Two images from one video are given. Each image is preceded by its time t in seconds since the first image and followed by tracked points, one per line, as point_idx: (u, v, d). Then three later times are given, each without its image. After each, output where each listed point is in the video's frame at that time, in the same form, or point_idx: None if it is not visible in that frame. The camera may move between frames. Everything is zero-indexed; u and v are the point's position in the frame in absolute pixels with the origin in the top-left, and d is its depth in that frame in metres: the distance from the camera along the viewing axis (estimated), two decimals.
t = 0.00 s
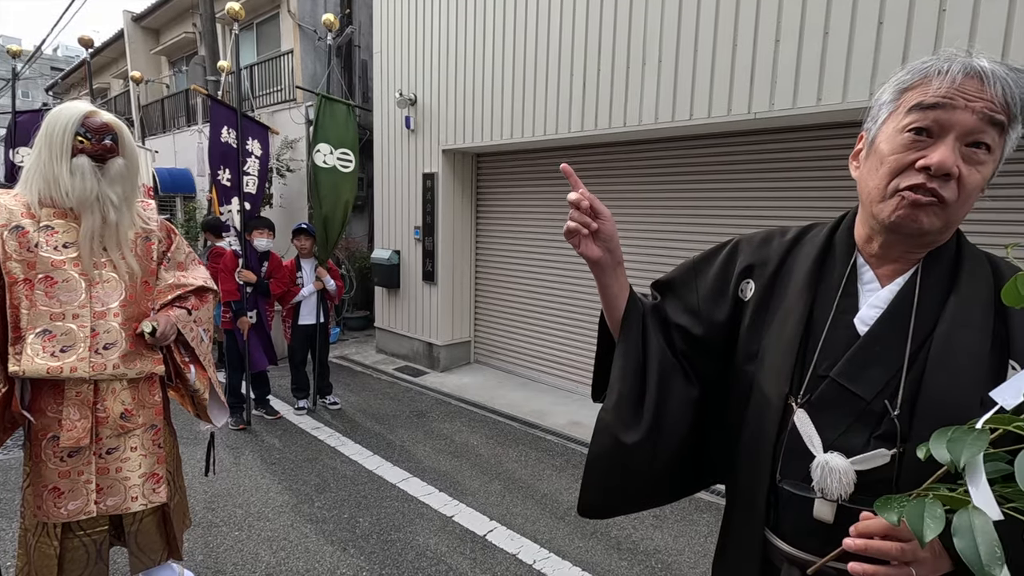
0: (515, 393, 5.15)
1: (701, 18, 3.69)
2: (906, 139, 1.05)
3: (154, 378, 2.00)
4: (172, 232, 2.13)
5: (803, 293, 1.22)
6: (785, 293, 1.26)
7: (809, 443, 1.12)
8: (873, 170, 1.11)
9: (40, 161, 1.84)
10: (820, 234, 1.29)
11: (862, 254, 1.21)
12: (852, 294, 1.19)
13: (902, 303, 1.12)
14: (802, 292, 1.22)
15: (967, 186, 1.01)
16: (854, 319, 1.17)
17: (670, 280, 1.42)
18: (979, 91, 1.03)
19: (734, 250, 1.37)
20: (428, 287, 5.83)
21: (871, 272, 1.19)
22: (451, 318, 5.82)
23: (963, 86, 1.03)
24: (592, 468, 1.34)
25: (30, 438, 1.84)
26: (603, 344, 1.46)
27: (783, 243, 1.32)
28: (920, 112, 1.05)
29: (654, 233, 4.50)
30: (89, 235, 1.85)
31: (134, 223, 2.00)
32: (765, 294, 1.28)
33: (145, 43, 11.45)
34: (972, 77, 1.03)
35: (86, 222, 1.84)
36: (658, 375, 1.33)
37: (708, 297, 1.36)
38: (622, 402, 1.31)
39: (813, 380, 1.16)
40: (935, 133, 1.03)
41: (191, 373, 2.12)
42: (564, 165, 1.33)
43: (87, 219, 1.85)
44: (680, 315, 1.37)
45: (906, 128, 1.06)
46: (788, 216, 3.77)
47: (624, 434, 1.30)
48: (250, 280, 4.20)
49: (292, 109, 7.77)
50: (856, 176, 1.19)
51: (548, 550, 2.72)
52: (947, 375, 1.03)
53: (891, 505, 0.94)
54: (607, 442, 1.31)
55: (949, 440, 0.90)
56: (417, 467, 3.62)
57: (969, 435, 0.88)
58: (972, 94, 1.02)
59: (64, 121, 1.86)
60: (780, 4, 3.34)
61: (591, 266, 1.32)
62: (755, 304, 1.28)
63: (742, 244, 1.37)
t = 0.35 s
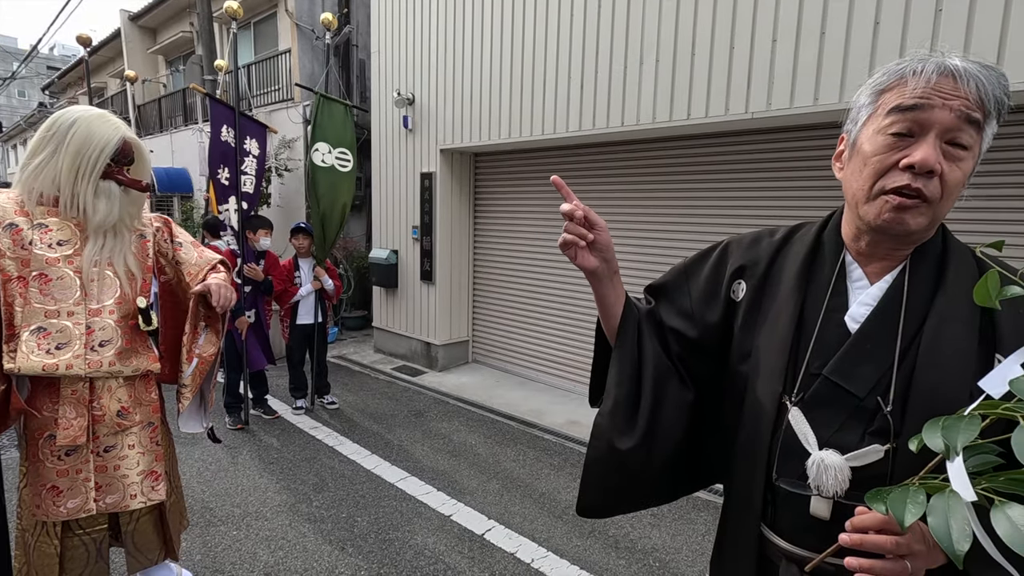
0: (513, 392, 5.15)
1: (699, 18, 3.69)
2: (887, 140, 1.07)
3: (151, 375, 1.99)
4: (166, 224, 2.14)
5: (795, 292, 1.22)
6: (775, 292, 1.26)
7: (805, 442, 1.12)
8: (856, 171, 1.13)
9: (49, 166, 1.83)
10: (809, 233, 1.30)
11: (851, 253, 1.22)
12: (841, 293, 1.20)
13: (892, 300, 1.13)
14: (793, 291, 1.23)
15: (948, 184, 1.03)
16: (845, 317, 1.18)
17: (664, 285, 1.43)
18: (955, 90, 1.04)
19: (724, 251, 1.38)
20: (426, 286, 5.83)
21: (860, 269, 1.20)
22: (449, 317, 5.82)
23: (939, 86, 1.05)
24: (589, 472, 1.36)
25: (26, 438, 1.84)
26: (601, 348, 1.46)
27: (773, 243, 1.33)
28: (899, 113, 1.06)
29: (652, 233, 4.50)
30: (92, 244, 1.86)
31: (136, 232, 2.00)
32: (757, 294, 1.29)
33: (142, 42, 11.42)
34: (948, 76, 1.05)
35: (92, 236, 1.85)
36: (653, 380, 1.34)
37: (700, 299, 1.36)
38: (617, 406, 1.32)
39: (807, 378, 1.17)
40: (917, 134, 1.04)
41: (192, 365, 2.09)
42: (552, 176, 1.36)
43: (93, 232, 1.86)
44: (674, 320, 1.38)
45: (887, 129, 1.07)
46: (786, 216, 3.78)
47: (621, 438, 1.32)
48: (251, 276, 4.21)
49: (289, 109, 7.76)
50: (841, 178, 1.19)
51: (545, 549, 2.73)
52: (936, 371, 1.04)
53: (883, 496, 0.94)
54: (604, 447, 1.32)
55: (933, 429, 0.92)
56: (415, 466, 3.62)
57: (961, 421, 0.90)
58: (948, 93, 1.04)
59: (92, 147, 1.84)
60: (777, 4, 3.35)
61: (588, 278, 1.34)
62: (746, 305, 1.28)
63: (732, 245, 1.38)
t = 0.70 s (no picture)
0: (511, 392, 5.15)
1: (697, 18, 3.69)
2: (909, 138, 1.04)
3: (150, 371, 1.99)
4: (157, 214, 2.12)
5: (790, 291, 1.23)
6: (770, 291, 1.26)
7: (806, 440, 1.12)
8: (866, 172, 1.09)
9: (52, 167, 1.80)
10: (802, 233, 1.31)
11: (845, 251, 1.22)
12: (836, 291, 1.20)
13: (886, 296, 1.14)
14: (789, 290, 1.23)
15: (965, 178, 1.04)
16: (841, 314, 1.18)
17: (657, 284, 1.43)
18: (952, 90, 1.06)
19: (717, 252, 1.39)
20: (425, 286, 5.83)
21: (854, 268, 1.21)
22: (447, 317, 5.82)
23: (941, 86, 1.06)
24: (579, 468, 1.36)
25: (22, 439, 1.82)
26: (594, 347, 1.46)
27: (765, 243, 1.33)
28: (915, 111, 1.04)
29: (650, 233, 4.50)
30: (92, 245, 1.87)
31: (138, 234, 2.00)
32: (751, 294, 1.29)
33: (140, 42, 11.40)
34: (943, 78, 1.07)
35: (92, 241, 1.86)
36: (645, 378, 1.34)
37: (693, 299, 1.36)
38: (611, 401, 1.32)
39: (804, 376, 1.17)
40: (933, 132, 1.03)
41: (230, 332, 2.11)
42: (553, 167, 1.39)
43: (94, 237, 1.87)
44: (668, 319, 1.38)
45: (905, 128, 1.04)
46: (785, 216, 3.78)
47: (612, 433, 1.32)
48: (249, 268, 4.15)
49: (288, 108, 7.75)
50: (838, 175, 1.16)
51: (543, 548, 2.72)
52: (931, 366, 1.05)
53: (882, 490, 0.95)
54: (596, 441, 1.32)
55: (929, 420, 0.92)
56: (413, 466, 3.61)
57: (955, 412, 0.89)
58: (949, 93, 1.06)
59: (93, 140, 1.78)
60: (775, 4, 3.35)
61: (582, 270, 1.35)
62: (741, 305, 1.29)
63: (724, 246, 1.38)
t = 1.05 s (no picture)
0: (510, 392, 5.15)
1: (695, 18, 3.70)
2: (832, 137, 1.13)
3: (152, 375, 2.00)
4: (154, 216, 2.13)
5: (784, 293, 1.23)
6: (763, 294, 1.26)
7: (805, 444, 1.12)
8: (814, 176, 1.19)
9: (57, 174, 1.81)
10: (793, 235, 1.32)
11: (834, 253, 1.23)
12: (829, 293, 1.21)
13: (880, 297, 1.14)
14: (783, 292, 1.23)
15: (902, 161, 1.07)
16: (836, 316, 1.18)
17: (651, 295, 1.43)
18: (884, 82, 1.11)
19: (709, 258, 1.39)
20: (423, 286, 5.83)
21: (846, 268, 1.21)
22: (446, 317, 5.82)
23: (867, 82, 1.12)
24: (581, 486, 1.36)
25: (23, 442, 1.82)
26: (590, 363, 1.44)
27: (757, 246, 1.34)
28: (838, 112, 1.13)
29: (649, 232, 4.50)
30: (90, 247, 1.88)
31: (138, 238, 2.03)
32: (743, 298, 1.29)
33: (138, 42, 11.40)
34: (872, 73, 1.12)
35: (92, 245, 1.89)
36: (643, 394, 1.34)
37: (688, 306, 1.37)
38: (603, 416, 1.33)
39: (801, 380, 1.17)
40: (858, 126, 1.11)
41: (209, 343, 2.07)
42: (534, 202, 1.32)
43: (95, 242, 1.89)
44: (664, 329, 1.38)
45: (830, 129, 1.14)
46: (783, 216, 3.78)
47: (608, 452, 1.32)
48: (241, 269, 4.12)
49: (286, 108, 7.75)
50: (807, 183, 1.25)
51: (542, 549, 2.73)
52: (927, 369, 1.05)
53: (894, 496, 0.93)
54: (592, 462, 1.32)
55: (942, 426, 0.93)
56: (412, 466, 3.61)
57: (971, 419, 0.90)
58: (878, 85, 1.10)
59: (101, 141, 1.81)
60: (774, 4, 3.35)
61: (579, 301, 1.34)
62: (734, 309, 1.29)
63: (717, 250, 1.38)
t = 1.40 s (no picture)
0: (509, 392, 5.15)
1: (694, 19, 3.70)
2: (826, 148, 1.13)
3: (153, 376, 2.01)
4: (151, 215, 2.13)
5: (783, 295, 1.23)
6: (762, 295, 1.26)
7: (804, 446, 1.12)
8: (809, 184, 1.19)
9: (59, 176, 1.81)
10: (790, 236, 1.32)
11: (832, 254, 1.24)
12: (827, 294, 1.21)
13: (877, 299, 1.15)
14: (782, 294, 1.23)
15: (898, 167, 1.08)
16: (834, 318, 1.19)
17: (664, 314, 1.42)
18: (872, 88, 1.10)
19: (711, 260, 1.37)
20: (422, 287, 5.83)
21: (844, 270, 1.22)
22: (445, 317, 5.81)
23: (854, 90, 1.11)
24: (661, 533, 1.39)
25: (22, 444, 1.81)
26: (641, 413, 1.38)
27: (755, 248, 1.34)
28: (829, 122, 1.13)
29: (648, 232, 4.51)
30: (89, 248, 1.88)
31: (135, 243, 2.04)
32: (742, 299, 1.29)
33: (137, 41, 11.39)
34: (859, 80, 1.11)
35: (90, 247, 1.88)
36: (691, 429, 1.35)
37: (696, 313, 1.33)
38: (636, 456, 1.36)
39: (800, 382, 1.17)
40: (850, 135, 1.11)
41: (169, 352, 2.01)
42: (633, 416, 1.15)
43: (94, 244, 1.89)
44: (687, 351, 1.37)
45: (822, 140, 1.14)
46: (782, 216, 3.79)
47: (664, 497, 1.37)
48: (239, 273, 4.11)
49: (284, 108, 7.74)
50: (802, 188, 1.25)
51: (541, 549, 2.73)
52: (926, 370, 1.06)
53: (913, 498, 0.94)
54: (662, 515, 1.37)
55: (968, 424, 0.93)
56: (411, 467, 3.61)
57: (1001, 424, 0.88)
58: (866, 93, 1.10)
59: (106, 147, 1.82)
60: (772, 5, 3.36)
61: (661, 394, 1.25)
62: (733, 312, 1.28)
63: (718, 252, 1.37)
